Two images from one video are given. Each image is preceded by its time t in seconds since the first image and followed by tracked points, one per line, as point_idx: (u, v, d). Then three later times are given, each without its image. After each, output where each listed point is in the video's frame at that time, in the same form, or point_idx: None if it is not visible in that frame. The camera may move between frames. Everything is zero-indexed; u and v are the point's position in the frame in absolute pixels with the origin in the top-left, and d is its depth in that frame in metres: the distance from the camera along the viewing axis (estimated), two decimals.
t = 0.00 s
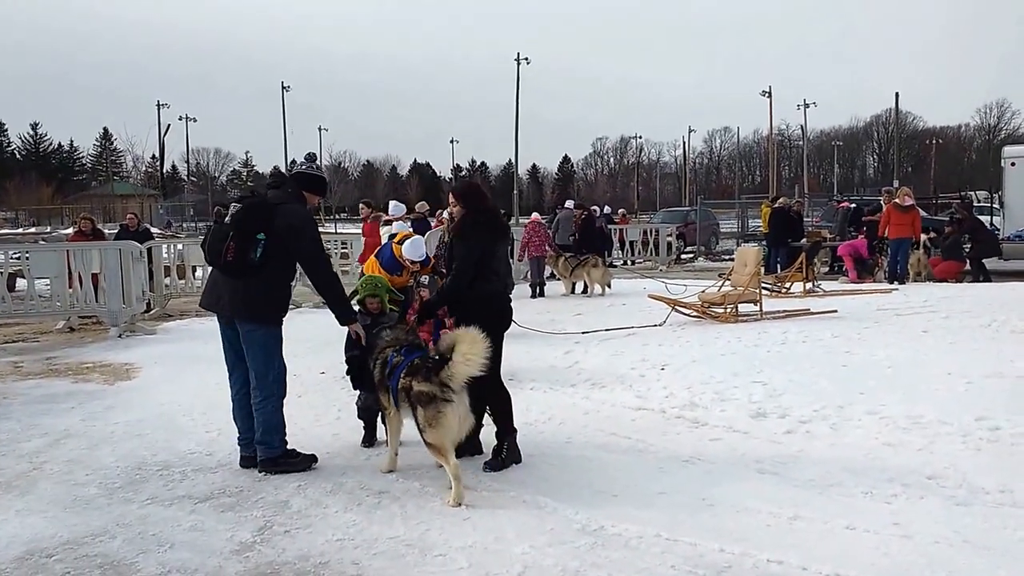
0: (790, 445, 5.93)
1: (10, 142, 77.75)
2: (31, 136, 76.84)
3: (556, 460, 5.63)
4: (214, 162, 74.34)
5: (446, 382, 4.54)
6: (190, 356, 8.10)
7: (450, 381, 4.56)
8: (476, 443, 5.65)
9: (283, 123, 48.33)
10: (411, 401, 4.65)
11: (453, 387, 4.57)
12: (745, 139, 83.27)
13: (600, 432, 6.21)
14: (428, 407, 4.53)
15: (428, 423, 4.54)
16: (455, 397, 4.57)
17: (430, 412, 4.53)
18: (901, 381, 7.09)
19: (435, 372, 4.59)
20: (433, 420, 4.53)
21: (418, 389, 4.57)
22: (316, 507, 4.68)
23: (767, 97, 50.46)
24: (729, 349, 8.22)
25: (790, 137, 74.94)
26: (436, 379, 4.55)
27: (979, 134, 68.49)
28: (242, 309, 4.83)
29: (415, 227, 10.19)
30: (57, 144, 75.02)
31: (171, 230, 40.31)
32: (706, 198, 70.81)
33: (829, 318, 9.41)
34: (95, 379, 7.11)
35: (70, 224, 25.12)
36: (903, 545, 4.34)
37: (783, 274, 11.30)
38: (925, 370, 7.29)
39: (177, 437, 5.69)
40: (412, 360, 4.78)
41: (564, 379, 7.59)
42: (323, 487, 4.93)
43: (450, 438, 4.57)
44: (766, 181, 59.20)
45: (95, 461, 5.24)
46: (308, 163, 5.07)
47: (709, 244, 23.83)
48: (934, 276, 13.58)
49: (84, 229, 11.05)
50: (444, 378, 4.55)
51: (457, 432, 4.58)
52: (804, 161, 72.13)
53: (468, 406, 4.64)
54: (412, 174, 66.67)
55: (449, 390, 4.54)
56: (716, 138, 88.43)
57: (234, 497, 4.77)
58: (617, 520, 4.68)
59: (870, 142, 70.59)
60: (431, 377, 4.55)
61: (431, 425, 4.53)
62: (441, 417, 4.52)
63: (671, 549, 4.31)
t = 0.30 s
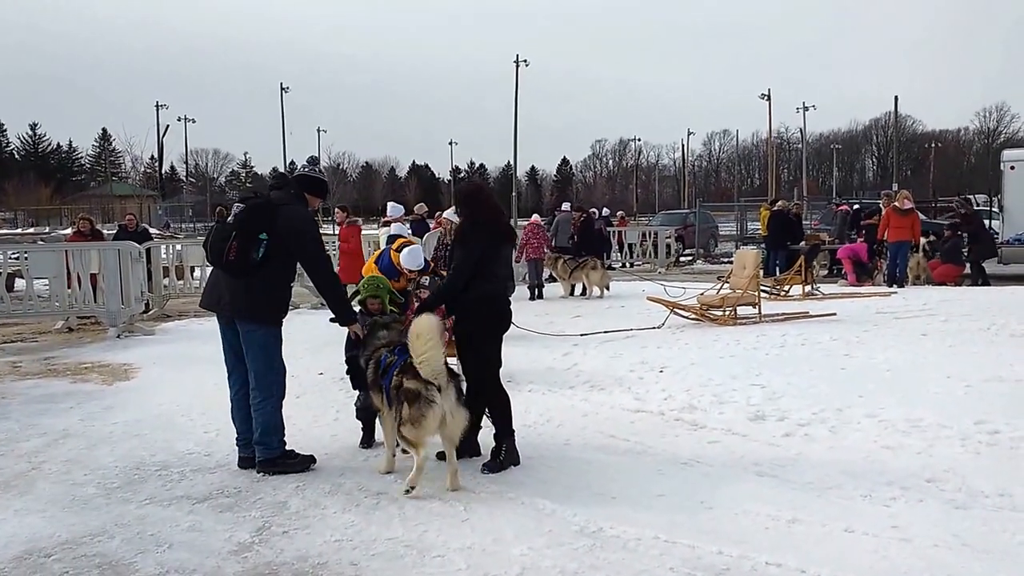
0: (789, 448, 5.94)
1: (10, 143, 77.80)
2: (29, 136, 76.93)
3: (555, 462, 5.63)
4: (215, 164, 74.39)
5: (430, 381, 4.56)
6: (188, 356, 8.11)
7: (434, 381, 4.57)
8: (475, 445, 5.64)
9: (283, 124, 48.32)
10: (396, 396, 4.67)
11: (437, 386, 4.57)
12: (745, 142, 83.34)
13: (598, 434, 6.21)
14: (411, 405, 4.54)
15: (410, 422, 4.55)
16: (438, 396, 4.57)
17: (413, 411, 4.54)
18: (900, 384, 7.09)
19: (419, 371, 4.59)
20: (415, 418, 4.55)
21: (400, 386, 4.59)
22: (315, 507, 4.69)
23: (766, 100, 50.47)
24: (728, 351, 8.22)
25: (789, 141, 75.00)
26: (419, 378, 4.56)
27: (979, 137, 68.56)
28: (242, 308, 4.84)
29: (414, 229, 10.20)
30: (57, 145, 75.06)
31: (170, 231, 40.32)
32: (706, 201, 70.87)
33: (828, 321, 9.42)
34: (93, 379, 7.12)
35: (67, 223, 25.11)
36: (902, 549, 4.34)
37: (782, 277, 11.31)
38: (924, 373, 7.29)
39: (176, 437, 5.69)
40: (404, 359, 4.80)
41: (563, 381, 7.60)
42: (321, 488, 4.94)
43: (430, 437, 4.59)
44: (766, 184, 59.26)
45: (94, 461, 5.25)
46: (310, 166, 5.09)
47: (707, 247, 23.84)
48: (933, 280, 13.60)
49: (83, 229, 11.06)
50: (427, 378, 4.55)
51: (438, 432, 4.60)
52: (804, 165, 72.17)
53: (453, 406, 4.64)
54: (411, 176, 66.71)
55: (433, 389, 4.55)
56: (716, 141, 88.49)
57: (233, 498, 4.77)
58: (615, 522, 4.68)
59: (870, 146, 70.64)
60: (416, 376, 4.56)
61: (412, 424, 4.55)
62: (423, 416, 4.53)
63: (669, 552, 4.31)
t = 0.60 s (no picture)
0: (788, 450, 5.94)
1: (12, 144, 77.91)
2: (31, 137, 77.02)
3: (554, 463, 5.63)
4: (216, 165, 74.46)
5: (401, 381, 4.60)
6: (188, 357, 8.12)
7: (409, 380, 4.60)
8: (474, 445, 5.64)
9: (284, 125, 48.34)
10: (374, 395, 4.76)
11: (411, 385, 4.61)
12: (746, 144, 83.38)
13: (598, 435, 6.22)
14: (384, 404, 4.63)
15: (384, 420, 4.64)
16: (411, 396, 4.61)
17: (386, 409, 4.62)
18: (900, 386, 7.09)
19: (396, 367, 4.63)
20: (388, 418, 4.62)
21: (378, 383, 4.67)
22: (314, 508, 4.69)
23: (767, 102, 50.49)
24: (727, 353, 8.23)
25: (790, 143, 75.03)
26: (393, 376, 4.61)
27: (979, 139, 68.56)
28: (242, 308, 4.85)
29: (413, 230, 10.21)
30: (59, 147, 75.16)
31: (168, 230, 40.46)
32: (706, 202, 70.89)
33: (828, 323, 9.42)
34: (93, 380, 7.13)
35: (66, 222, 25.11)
36: (902, 551, 4.34)
37: (781, 279, 11.32)
38: (923, 375, 7.30)
39: (175, 437, 5.70)
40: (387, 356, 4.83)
41: (562, 383, 7.60)
42: (320, 488, 4.94)
43: (404, 436, 4.65)
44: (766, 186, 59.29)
45: (93, 461, 5.26)
46: (309, 167, 5.11)
47: (706, 249, 23.85)
48: (932, 281, 13.63)
49: (83, 230, 11.08)
50: (401, 377, 4.59)
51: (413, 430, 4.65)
52: (805, 167, 72.19)
53: (429, 406, 4.66)
54: (412, 177, 66.75)
55: (405, 389, 4.59)
56: (716, 142, 88.49)
57: (232, 498, 4.78)
58: (614, 523, 4.68)
59: (870, 148, 70.64)
60: (389, 374, 4.60)
61: (386, 422, 4.63)
62: (395, 415, 4.61)
63: (668, 553, 4.31)
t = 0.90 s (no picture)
0: (789, 451, 5.93)
1: (13, 144, 77.99)
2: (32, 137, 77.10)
3: (554, 463, 5.63)
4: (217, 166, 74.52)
5: (393, 380, 4.64)
6: (188, 357, 8.13)
7: (399, 379, 4.64)
8: (474, 445, 5.64)
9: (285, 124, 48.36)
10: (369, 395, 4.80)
11: (402, 385, 4.64)
12: (746, 145, 83.41)
13: (597, 435, 6.22)
14: (376, 403, 4.67)
15: (376, 419, 4.68)
16: (402, 394, 4.63)
17: (378, 409, 4.66)
18: (899, 386, 7.09)
19: (389, 368, 4.68)
20: (379, 417, 4.66)
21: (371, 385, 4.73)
22: (313, 508, 4.70)
23: (767, 103, 50.50)
24: (727, 353, 8.23)
25: (789, 143, 75.06)
26: (384, 377, 4.68)
27: (979, 139, 68.58)
28: (242, 308, 4.85)
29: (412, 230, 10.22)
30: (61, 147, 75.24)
31: (168, 230, 40.51)
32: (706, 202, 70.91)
33: (827, 323, 9.42)
34: (93, 380, 7.14)
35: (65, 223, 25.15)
36: (903, 552, 4.34)
37: (781, 279, 11.33)
38: (923, 376, 7.30)
39: (175, 437, 5.71)
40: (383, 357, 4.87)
41: (561, 383, 7.61)
42: (320, 488, 4.95)
43: (396, 435, 4.68)
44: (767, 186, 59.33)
45: (93, 461, 5.26)
46: (309, 168, 5.11)
47: (706, 249, 23.83)
48: (932, 282, 13.64)
49: (83, 231, 11.11)
50: (391, 376, 4.65)
51: (405, 429, 4.66)
52: (805, 167, 72.20)
53: (421, 404, 4.65)
54: (412, 177, 66.78)
55: (395, 388, 4.63)
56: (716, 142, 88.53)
57: (231, 498, 4.78)
58: (614, 524, 4.68)
59: (870, 148, 70.65)
60: (380, 375, 4.67)
61: (377, 421, 4.67)
62: (386, 414, 4.64)
63: (668, 554, 4.31)
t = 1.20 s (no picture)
0: (783, 446, 6.00)
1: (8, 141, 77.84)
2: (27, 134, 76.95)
3: (549, 458, 5.69)
4: (214, 163, 74.45)
5: (386, 376, 4.69)
6: (187, 353, 8.17)
7: (392, 375, 4.69)
8: (470, 441, 5.70)
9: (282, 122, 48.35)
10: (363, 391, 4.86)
11: (396, 380, 4.69)
12: (742, 143, 83.53)
13: (593, 431, 6.28)
14: (371, 399, 4.72)
15: (371, 415, 4.74)
16: (397, 390, 4.68)
17: (373, 404, 4.72)
18: (892, 382, 7.16)
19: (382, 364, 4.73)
20: (374, 412, 4.72)
21: (368, 379, 4.79)
22: (312, 502, 4.75)
23: (761, 100, 50.57)
24: (721, 349, 8.30)
25: (785, 140, 75.21)
26: (379, 372, 4.72)
27: (974, 137, 68.80)
28: (243, 305, 4.90)
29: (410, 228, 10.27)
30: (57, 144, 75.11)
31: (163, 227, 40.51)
32: (702, 199, 71.01)
33: (821, 319, 9.50)
34: (94, 375, 7.19)
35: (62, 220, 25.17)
36: (895, 546, 4.40)
37: (775, 276, 11.39)
38: (915, 372, 7.37)
39: (175, 433, 5.76)
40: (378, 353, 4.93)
41: (557, 378, 7.67)
42: (318, 483, 5.00)
43: (392, 430, 4.73)
44: (763, 184, 59.48)
45: (94, 456, 5.31)
46: (311, 168, 5.16)
47: (701, 247, 23.93)
48: (925, 279, 13.72)
49: (84, 228, 11.14)
50: (385, 372, 4.69)
51: (400, 424, 4.72)
52: (800, 164, 72.32)
53: (415, 399, 4.71)
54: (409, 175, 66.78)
55: (390, 384, 4.68)
56: (713, 139, 88.73)
57: (231, 492, 4.84)
58: (609, 518, 4.75)
59: (866, 145, 70.81)
60: (376, 370, 4.72)
61: (373, 417, 4.72)
62: (381, 409, 4.69)
63: (663, 548, 4.37)
